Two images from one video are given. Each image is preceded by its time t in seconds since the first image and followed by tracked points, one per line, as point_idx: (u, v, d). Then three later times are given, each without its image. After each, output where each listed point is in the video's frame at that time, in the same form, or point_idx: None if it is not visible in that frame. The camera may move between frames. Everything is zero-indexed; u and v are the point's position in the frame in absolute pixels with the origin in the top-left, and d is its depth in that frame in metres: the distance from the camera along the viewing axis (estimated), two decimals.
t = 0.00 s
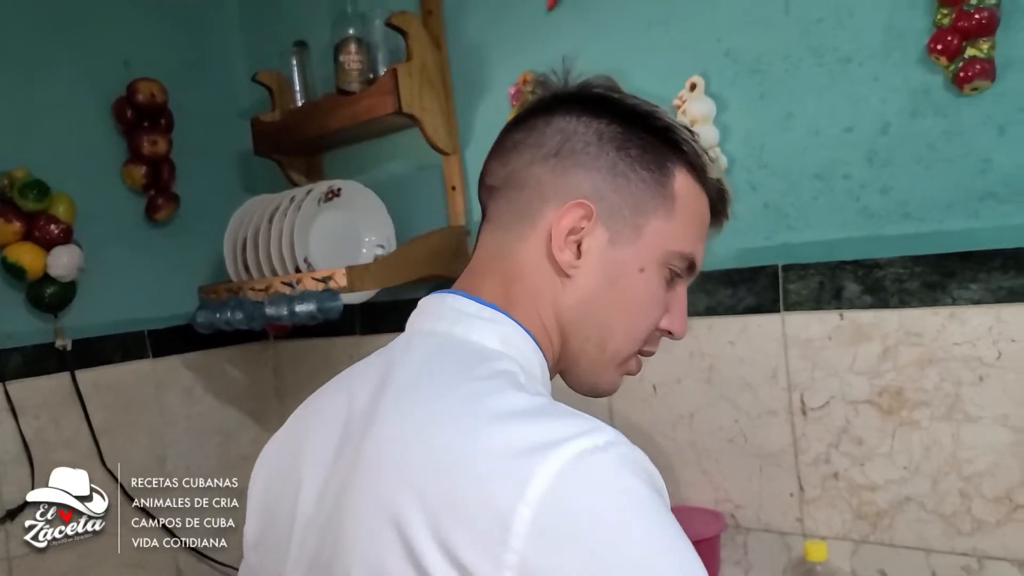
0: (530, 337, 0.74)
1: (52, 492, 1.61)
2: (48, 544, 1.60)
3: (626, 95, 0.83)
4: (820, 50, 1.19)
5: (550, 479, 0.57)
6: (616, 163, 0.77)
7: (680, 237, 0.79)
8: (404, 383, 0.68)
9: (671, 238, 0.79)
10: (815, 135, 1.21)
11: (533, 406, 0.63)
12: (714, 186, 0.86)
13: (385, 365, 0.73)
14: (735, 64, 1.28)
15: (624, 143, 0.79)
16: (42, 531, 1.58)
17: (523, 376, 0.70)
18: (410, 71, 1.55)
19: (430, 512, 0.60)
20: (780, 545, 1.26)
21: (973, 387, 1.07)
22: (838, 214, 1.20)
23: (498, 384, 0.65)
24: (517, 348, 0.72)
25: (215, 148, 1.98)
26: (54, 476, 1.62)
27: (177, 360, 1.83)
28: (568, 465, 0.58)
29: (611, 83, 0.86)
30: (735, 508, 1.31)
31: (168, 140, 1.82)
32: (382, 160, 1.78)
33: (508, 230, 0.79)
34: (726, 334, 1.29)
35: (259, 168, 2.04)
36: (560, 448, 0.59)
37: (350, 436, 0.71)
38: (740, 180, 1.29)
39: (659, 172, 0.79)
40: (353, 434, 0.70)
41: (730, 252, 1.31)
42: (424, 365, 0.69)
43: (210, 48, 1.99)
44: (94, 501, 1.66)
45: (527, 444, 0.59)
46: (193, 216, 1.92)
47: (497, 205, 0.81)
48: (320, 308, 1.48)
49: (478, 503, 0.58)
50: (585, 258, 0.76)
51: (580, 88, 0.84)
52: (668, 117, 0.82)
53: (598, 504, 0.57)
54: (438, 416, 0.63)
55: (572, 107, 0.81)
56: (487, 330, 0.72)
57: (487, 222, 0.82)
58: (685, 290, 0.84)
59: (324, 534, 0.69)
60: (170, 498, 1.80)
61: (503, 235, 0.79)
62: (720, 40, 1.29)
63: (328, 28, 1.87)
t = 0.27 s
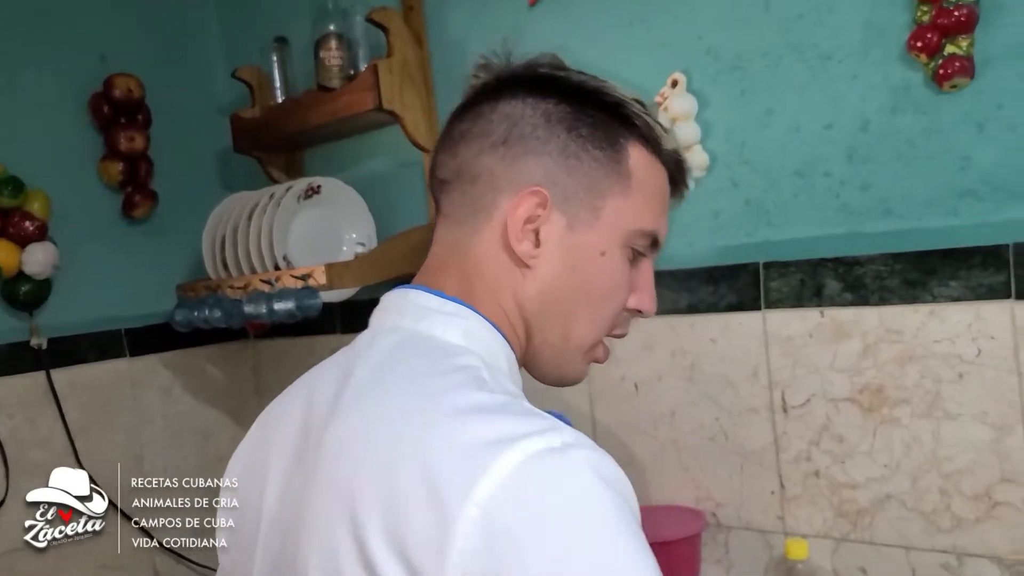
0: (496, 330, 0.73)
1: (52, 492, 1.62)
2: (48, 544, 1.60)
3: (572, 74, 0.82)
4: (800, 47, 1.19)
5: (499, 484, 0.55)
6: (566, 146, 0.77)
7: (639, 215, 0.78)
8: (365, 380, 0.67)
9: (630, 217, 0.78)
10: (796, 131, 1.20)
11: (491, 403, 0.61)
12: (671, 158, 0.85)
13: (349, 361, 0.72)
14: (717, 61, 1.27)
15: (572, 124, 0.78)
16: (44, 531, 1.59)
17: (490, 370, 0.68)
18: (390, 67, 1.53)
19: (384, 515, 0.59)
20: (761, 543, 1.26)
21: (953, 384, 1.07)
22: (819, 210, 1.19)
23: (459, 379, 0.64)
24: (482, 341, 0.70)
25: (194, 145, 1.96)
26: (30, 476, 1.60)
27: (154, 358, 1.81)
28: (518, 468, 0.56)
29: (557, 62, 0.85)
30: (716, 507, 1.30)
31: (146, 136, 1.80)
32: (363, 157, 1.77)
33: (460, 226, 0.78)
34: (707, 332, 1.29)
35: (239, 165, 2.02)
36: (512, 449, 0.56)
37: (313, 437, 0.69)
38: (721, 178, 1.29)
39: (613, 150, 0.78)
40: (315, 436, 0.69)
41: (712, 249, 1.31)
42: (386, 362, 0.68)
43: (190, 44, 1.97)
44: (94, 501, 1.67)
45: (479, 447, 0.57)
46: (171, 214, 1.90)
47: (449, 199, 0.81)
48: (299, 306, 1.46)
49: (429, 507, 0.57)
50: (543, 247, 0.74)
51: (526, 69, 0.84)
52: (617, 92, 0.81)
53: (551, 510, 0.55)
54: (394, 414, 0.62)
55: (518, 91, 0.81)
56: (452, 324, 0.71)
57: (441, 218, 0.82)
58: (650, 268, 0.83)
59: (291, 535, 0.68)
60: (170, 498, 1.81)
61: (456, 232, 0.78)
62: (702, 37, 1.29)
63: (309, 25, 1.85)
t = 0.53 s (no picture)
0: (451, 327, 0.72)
1: (53, 493, 1.64)
2: (48, 544, 1.62)
3: (515, 59, 0.81)
4: (777, 44, 1.19)
5: (438, 496, 0.56)
6: (512, 133, 0.76)
7: (591, 202, 0.77)
8: (311, 379, 0.67)
9: (581, 204, 0.77)
10: (774, 128, 1.20)
11: (435, 408, 0.61)
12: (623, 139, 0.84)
13: (298, 357, 0.72)
14: (695, 57, 1.27)
15: (517, 110, 0.77)
16: (43, 532, 1.60)
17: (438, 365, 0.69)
18: (366, 63, 1.52)
19: (322, 523, 0.60)
20: (738, 541, 1.26)
21: (928, 380, 1.08)
22: (797, 207, 1.19)
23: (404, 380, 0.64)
24: (433, 339, 0.70)
25: (168, 140, 1.93)
26: None
27: (126, 357, 1.78)
28: (458, 483, 0.57)
29: (501, 46, 0.84)
30: (694, 504, 1.30)
31: (117, 131, 1.77)
32: (338, 153, 1.75)
33: (408, 220, 0.77)
34: (685, 329, 1.29)
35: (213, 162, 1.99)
36: (452, 464, 0.57)
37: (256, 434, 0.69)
38: (699, 174, 1.28)
39: (561, 135, 0.77)
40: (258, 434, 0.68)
41: (691, 246, 1.30)
42: (332, 360, 0.68)
43: (163, 39, 1.94)
44: (94, 501, 1.70)
45: (419, 459, 0.58)
46: (144, 210, 1.87)
47: (394, 192, 0.79)
48: (273, 303, 1.43)
49: (368, 519, 0.58)
50: (493, 239, 0.74)
51: (468, 55, 0.82)
52: (563, 75, 0.80)
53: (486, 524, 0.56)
54: (337, 418, 0.62)
55: (461, 79, 0.80)
56: (403, 320, 0.70)
57: (387, 214, 0.80)
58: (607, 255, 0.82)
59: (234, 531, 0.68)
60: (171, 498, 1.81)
61: (404, 227, 0.77)
62: (679, 33, 1.28)
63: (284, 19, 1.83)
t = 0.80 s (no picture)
0: (425, 329, 0.72)
1: (52, 493, 1.62)
2: (48, 544, 1.62)
3: (498, 62, 0.82)
4: (768, 44, 1.20)
5: (387, 496, 0.57)
6: (490, 134, 0.76)
7: (570, 204, 0.77)
8: (279, 378, 0.68)
9: (560, 206, 0.76)
10: (765, 128, 1.21)
11: (390, 409, 0.61)
12: (609, 144, 0.83)
13: (273, 354, 0.72)
14: (686, 57, 1.28)
15: (496, 112, 0.78)
16: (42, 533, 1.60)
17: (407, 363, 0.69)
18: (360, 61, 1.52)
19: (276, 522, 0.61)
20: (729, 538, 1.27)
21: (917, 379, 1.09)
22: (787, 207, 1.20)
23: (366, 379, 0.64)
24: (405, 338, 0.70)
25: (160, 139, 1.92)
26: None
27: (118, 355, 1.78)
28: (402, 487, 0.57)
29: (486, 50, 0.84)
30: (685, 502, 1.31)
31: (110, 129, 1.77)
32: (331, 152, 1.75)
33: (389, 219, 0.77)
34: (676, 328, 1.29)
35: (206, 160, 1.99)
36: (398, 467, 0.58)
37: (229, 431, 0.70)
38: (691, 174, 1.29)
39: (541, 137, 0.77)
40: (230, 432, 0.69)
41: (682, 246, 1.31)
42: (301, 359, 0.69)
43: (156, 37, 1.94)
44: (94, 501, 1.67)
45: (366, 461, 0.58)
46: (136, 209, 1.87)
47: (378, 192, 0.80)
48: (266, 301, 1.45)
49: (315, 518, 0.59)
50: (468, 237, 0.74)
51: (453, 57, 0.83)
52: (546, 78, 0.81)
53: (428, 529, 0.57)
54: (296, 418, 0.62)
55: (443, 81, 0.80)
56: (374, 318, 0.71)
57: (371, 215, 0.80)
58: (589, 258, 0.82)
59: (204, 524, 0.69)
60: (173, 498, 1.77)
61: (386, 227, 0.78)
62: (671, 33, 1.29)
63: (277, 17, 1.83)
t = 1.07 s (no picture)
0: (419, 328, 0.73)
1: (53, 493, 1.66)
2: (48, 544, 1.64)
3: (498, 74, 0.82)
4: (762, 44, 1.21)
5: (374, 490, 0.58)
6: (497, 153, 0.78)
7: (574, 217, 0.80)
8: (271, 373, 0.69)
9: (565, 220, 0.79)
10: (758, 127, 1.23)
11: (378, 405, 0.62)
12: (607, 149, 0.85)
13: (267, 350, 0.74)
14: (681, 57, 1.29)
15: (502, 130, 0.79)
16: (42, 533, 1.63)
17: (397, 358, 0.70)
18: (358, 60, 1.53)
19: (266, 515, 0.62)
20: (722, 532, 1.28)
21: (907, 374, 1.10)
22: (780, 205, 1.22)
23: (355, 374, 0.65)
24: (397, 335, 0.71)
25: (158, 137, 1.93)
26: None
27: (116, 352, 1.79)
28: (387, 482, 0.58)
29: (485, 59, 0.85)
30: (679, 496, 1.32)
31: (108, 127, 1.78)
32: (329, 150, 1.76)
33: (393, 230, 0.79)
34: (670, 325, 1.31)
35: (204, 158, 2.00)
36: (383, 462, 0.59)
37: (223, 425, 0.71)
38: (685, 172, 1.30)
39: (546, 153, 0.79)
40: (225, 426, 0.71)
41: (676, 243, 1.32)
42: (293, 355, 0.70)
43: (155, 35, 1.95)
44: (94, 501, 1.71)
45: (353, 454, 0.60)
46: (135, 206, 1.88)
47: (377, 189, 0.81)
48: (264, 298, 1.45)
49: (304, 512, 0.60)
50: (480, 258, 0.76)
51: (452, 68, 0.84)
52: (548, 90, 0.82)
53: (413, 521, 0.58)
54: (286, 412, 0.64)
55: (445, 96, 0.81)
56: (365, 313, 0.72)
57: (372, 220, 0.81)
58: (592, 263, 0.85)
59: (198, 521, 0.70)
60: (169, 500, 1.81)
61: (392, 241, 0.78)
62: (667, 33, 1.30)
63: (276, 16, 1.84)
